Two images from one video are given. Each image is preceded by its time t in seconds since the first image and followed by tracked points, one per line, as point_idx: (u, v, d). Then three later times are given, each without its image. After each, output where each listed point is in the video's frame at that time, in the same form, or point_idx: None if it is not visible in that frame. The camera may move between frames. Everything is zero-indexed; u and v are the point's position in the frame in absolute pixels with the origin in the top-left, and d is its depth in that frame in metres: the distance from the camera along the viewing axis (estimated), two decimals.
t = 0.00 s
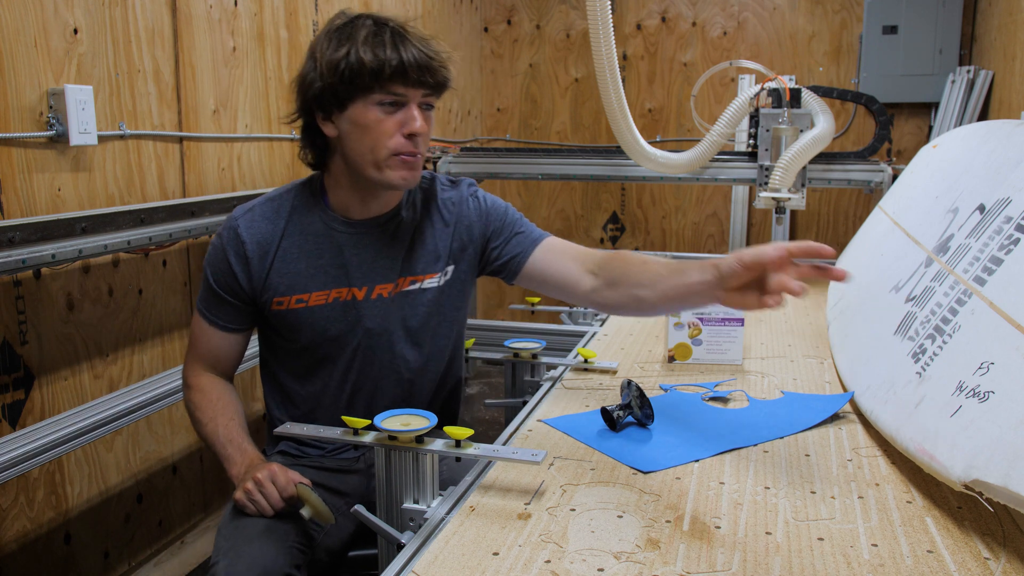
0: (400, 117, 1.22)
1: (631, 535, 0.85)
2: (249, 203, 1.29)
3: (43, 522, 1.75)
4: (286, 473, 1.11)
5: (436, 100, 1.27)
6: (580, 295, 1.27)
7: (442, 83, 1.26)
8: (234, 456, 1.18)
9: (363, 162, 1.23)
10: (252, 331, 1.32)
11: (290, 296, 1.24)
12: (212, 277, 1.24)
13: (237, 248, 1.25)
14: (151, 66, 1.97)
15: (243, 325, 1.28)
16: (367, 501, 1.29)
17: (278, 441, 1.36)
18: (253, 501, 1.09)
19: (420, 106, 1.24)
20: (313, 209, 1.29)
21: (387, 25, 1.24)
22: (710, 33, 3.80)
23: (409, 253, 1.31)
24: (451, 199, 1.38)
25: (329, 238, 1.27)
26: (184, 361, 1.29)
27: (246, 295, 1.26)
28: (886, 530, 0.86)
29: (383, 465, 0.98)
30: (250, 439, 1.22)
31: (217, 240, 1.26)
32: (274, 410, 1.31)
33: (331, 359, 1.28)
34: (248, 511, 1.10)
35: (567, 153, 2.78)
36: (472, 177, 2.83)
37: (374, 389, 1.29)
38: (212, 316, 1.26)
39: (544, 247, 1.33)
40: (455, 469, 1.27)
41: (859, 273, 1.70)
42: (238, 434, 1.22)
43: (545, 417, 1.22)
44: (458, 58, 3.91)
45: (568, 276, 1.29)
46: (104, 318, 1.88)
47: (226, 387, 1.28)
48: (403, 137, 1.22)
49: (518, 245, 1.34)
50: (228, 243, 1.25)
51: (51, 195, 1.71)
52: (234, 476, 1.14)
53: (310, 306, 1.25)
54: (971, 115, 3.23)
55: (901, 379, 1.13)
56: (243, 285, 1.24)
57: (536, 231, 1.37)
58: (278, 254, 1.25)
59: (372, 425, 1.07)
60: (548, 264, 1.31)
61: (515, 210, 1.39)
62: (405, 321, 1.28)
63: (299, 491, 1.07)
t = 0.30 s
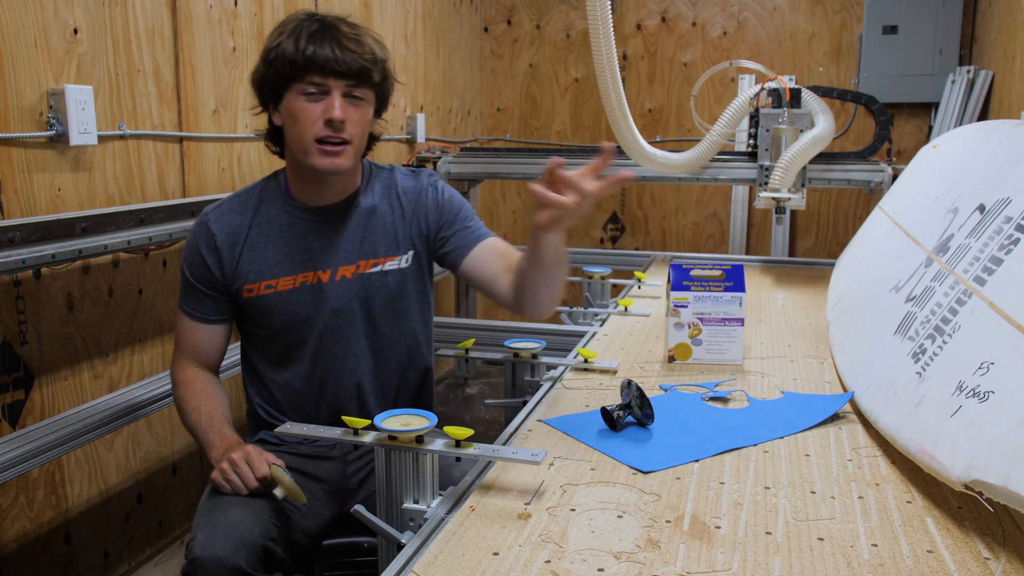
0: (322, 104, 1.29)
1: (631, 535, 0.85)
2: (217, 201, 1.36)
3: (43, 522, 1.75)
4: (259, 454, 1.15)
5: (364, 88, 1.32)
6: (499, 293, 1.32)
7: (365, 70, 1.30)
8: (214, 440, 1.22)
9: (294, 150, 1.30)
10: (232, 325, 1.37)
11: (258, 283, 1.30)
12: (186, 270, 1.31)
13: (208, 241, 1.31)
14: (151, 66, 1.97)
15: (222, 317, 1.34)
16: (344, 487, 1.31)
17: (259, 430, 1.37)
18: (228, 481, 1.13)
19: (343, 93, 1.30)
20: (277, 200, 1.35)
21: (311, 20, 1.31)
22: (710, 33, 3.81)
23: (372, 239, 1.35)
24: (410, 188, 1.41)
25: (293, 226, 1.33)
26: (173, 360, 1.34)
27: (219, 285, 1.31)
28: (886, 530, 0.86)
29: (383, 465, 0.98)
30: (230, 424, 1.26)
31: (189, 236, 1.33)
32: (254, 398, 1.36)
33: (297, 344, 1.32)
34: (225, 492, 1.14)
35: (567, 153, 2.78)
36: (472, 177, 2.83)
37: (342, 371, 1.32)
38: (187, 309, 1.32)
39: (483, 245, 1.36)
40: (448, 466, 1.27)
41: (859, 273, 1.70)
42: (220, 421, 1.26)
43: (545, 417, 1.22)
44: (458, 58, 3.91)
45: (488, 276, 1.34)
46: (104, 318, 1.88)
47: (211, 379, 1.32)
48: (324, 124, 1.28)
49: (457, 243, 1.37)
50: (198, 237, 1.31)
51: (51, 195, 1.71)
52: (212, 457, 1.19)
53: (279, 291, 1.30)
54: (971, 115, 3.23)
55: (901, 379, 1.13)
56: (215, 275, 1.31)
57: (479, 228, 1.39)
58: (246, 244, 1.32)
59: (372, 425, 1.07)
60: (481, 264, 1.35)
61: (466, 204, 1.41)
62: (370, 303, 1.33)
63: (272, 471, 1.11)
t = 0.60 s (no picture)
0: (288, 96, 1.36)
1: (631, 535, 0.85)
2: (203, 199, 1.45)
3: (43, 522, 1.75)
4: (241, 445, 1.16)
5: (327, 82, 1.39)
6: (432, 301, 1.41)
7: (327, 63, 1.38)
8: (196, 429, 1.25)
9: (264, 140, 1.37)
10: (221, 317, 1.42)
11: (238, 272, 1.37)
12: (172, 260, 1.37)
13: (193, 233, 1.39)
14: (152, 66, 1.97)
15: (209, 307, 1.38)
16: (328, 480, 1.31)
17: (247, 420, 1.42)
18: (211, 474, 1.16)
19: (307, 86, 1.37)
20: (258, 196, 1.43)
21: (276, 21, 1.40)
22: (710, 33, 3.80)
23: (344, 232, 1.42)
24: (385, 187, 1.48)
25: (270, 218, 1.41)
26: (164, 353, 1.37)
27: (204, 275, 1.38)
28: (886, 530, 0.86)
29: (383, 465, 0.98)
30: (215, 414, 1.30)
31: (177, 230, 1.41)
32: (242, 388, 1.42)
33: (274, 332, 1.38)
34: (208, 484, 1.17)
35: (567, 153, 2.78)
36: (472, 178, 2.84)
37: (316, 358, 1.38)
38: (174, 301, 1.37)
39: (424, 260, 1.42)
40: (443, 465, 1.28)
41: (859, 273, 1.70)
42: (205, 411, 1.29)
43: (545, 417, 1.22)
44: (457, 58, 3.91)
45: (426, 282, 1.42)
46: (104, 318, 1.88)
47: (199, 374, 1.35)
48: (288, 114, 1.34)
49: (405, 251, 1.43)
50: (185, 229, 1.39)
51: (51, 195, 1.71)
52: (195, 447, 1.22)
53: (258, 280, 1.37)
54: (971, 115, 3.23)
55: (901, 379, 1.13)
56: (200, 264, 1.37)
57: (423, 243, 1.43)
58: (227, 235, 1.39)
59: (372, 425, 1.07)
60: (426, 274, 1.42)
61: (418, 210, 1.45)
62: (341, 293, 1.40)
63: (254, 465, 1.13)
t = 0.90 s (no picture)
0: (281, 97, 1.36)
1: (631, 535, 0.85)
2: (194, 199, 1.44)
3: (43, 522, 1.75)
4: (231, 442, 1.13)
5: (321, 83, 1.39)
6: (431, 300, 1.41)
7: (319, 65, 1.38)
8: (187, 430, 1.22)
9: (257, 141, 1.37)
10: (214, 317, 1.40)
11: (234, 272, 1.37)
12: (164, 260, 1.36)
13: (186, 233, 1.38)
14: (152, 66, 1.97)
15: (203, 307, 1.37)
16: (320, 476, 1.31)
17: (241, 417, 1.43)
18: (202, 474, 1.12)
19: (300, 88, 1.38)
20: (251, 196, 1.43)
21: (270, 21, 1.40)
22: (710, 33, 3.80)
23: (337, 230, 1.43)
24: (376, 185, 1.48)
25: (264, 217, 1.41)
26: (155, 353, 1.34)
27: (197, 274, 1.37)
28: (886, 530, 0.86)
29: (383, 466, 0.98)
30: (205, 415, 1.27)
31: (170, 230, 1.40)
32: (236, 386, 1.42)
33: (269, 330, 1.38)
34: (200, 485, 1.13)
35: (567, 153, 2.78)
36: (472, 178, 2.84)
37: (311, 356, 1.39)
38: (166, 301, 1.35)
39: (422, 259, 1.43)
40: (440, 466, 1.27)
41: (859, 273, 1.70)
42: (196, 412, 1.26)
43: (544, 417, 1.22)
44: (457, 58, 3.91)
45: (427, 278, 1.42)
46: (104, 318, 1.88)
47: (190, 376, 1.32)
48: (281, 116, 1.35)
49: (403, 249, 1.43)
50: (177, 229, 1.39)
51: (51, 195, 1.71)
52: (186, 448, 1.18)
53: (252, 279, 1.37)
54: (971, 115, 3.23)
55: (901, 379, 1.13)
56: (194, 263, 1.37)
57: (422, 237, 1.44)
58: (221, 236, 1.39)
59: (372, 424, 1.07)
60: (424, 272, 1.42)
61: (425, 211, 1.47)
62: (335, 290, 1.40)
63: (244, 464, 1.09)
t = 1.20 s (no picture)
0: (282, 103, 1.37)
1: (631, 535, 0.85)
2: (194, 200, 1.44)
3: (43, 522, 1.75)
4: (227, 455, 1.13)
5: (322, 90, 1.39)
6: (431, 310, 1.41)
7: (320, 71, 1.38)
8: (184, 443, 1.22)
9: (257, 146, 1.37)
10: (213, 318, 1.40)
11: (232, 274, 1.37)
12: (163, 259, 1.36)
13: (185, 233, 1.38)
14: (152, 66, 1.97)
15: (202, 308, 1.37)
16: (320, 473, 1.31)
17: (241, 416, 1.43)
18: (197, 486, 1.12)
19: (301, 94, 1.38)
20: (251, 198, 1.43)
21: (273, 25, 1.39)
22: (710, 33, 3.80)
23: (336, 234, 1.42)
24: (377, 191, 1.48)
25: (264, 220, 1.41)
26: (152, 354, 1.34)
27: (196, 275, 1.37)
28: (886, 530, 0.86)
29: (383, 466, 0.98)
30: (203, 426, 1.26)
31: (169, 229, 1.40)
32: (235, 386, 1.43)
33: (268, 333, 1.39)
34: (195, 497, 1.13)
35: (567, 153, 2.78)
36: (472, 178, 2.84)
37: (310, 360, 1.39)
38: (165, 302, 1.35)
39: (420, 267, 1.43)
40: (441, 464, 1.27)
41: (859, 273, 1.70)
42: (193, 422, 1.26)
43: (544, 417, 1.22)
44: (457, 58, 3.91)
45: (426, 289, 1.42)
46: (104, 318, 1.88)
47: (191, 380, 1.31)
48: (281, 122, 1.35)
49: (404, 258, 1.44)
50: (177, 229, 1.39)
51: (51, 195, 1.71)
52: (181, 461, 1.18)
53: (251, 282, 1.37)
54: (971, 115, 3.23)
55: (901, 379, 1.13)
56: (192, 264, 1.37)
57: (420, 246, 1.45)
58: (220, 238, 1.39)
59: (372, 424, 1.07)
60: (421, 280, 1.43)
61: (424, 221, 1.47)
62: (332, 295, 1.41)
63: (238, 474, 1.09)
